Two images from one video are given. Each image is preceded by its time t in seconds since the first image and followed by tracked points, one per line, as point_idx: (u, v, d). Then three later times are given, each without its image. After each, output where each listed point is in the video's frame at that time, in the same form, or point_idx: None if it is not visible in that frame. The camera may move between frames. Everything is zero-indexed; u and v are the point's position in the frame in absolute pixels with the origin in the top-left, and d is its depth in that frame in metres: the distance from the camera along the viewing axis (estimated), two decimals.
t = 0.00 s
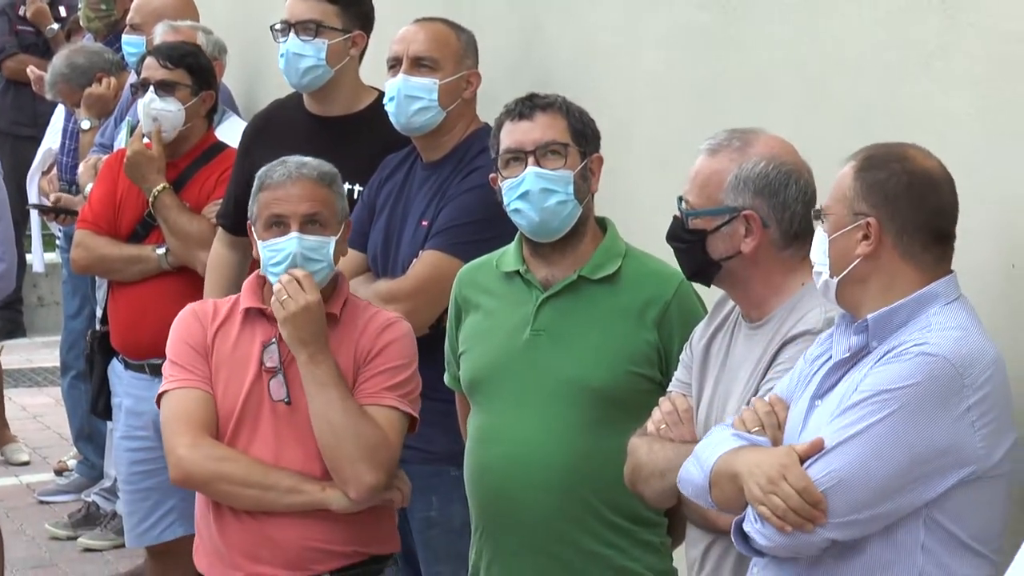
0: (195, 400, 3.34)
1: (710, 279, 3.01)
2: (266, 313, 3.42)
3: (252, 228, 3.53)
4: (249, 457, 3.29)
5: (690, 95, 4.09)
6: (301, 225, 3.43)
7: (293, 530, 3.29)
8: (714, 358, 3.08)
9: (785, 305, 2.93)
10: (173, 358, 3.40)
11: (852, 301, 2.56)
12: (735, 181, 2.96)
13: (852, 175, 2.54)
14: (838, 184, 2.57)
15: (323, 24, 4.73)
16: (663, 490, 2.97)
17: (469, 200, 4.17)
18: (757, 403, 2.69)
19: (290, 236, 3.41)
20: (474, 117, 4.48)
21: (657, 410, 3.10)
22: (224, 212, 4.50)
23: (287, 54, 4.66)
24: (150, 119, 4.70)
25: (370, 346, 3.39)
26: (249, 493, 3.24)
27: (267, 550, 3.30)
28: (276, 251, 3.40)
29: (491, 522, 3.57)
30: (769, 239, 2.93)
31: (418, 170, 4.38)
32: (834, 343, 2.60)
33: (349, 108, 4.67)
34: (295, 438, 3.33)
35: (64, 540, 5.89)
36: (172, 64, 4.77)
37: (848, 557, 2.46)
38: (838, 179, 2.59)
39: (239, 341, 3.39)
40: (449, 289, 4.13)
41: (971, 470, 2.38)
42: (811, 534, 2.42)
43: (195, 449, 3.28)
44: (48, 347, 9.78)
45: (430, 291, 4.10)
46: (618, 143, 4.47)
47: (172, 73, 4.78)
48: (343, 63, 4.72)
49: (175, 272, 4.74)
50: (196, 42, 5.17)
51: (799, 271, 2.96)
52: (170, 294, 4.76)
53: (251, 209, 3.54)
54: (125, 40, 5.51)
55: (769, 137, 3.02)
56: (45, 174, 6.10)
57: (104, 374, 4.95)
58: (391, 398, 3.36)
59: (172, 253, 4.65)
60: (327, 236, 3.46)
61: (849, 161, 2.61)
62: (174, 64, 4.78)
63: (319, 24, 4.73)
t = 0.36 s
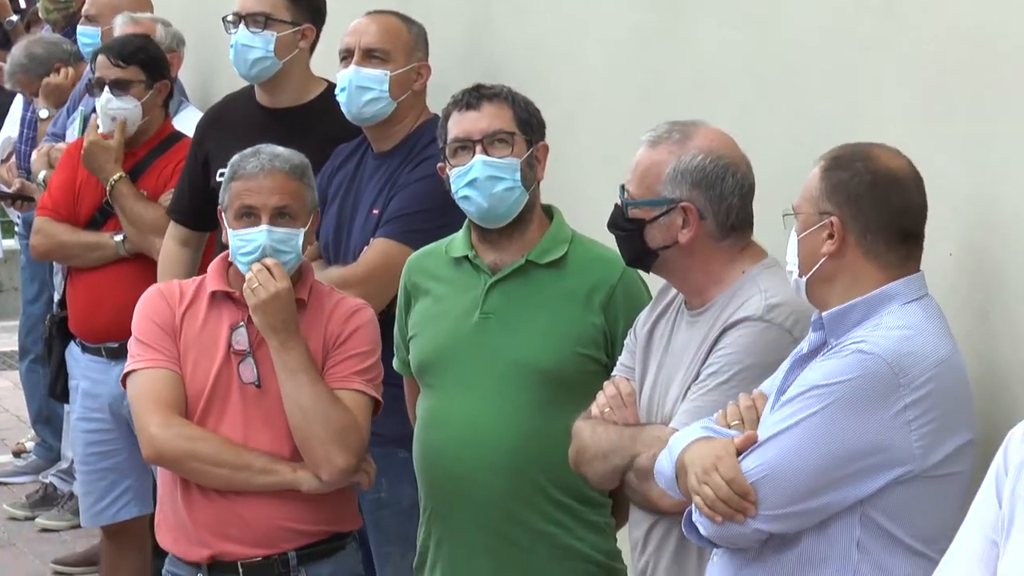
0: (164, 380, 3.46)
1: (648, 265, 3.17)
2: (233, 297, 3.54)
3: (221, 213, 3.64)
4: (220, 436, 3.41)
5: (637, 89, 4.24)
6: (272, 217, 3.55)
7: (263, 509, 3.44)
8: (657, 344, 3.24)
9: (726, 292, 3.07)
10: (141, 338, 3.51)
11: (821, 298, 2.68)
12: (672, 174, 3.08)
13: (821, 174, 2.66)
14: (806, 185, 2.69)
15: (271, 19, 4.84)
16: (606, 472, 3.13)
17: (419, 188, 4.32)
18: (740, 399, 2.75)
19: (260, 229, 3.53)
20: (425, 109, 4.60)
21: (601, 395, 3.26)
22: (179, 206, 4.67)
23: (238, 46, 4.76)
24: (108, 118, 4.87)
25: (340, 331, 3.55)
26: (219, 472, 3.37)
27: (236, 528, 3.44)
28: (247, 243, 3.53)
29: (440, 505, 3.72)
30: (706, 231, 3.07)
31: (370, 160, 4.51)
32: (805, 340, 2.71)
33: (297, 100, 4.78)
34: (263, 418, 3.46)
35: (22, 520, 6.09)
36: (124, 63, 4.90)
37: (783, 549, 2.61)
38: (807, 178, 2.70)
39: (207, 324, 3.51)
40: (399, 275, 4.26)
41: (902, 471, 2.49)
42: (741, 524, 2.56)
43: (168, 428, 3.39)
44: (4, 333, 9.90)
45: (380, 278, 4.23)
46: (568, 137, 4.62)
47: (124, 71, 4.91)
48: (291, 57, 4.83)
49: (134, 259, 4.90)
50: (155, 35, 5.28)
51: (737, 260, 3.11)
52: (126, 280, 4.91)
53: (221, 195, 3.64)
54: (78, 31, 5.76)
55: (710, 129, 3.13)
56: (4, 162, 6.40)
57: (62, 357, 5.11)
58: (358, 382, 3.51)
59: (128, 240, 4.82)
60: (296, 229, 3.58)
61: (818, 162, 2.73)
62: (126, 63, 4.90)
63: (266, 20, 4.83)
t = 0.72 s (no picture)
0: (166, 332, 3.56)
1: (635, 222, 3.27)
2: (232, 253, 3.64)
3: (220, 169, 3.73)
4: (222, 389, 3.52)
5: (627, 54, 4.34)
6: (273, 173, 3.65)
7: (261, 461, 3.55)
8: (642, 298, 3.35)
9: (710, 249, 3.18)
10: (142, 291, 3.60)
11: (821, 271, 2.74)
12: (656, 134, 3.18)
13: (812, 151, 2.72)
14: (800, 162, 2.74)
15: None
16: (593, 425, 3.25)
17: (410, 148, 4.42)
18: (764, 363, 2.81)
19: (262, 185, 3.63)
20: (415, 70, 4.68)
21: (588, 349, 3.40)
22: (177, 169, 4.81)
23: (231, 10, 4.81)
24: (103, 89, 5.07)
25: (339, 290, 3.66)
26: (222, 423, 3.47)
27: (234, 480, 3.55)
28: (250, 198, 3.62)
29: (431, 461, 3.84)
30: (689, 190, 3.17)
31: (362, 121, 4.61)
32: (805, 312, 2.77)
33: (289, 63, 4.85)
34: (263, 371, 3.57)
35: (23, 472, 6.41)
36: (112, 40, 5.05)
37: (761, 512, 2.71)
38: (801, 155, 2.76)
39: (208, 278, 3.61)
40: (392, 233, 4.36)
41: (874, 441, 2.56)
42: (715, 485, 2.68)
43: (171, 379, 3.49)
44: (6, 292, 10.08)
45: (373, 236, 4.33)
46: (558, 100, 4.71)
47: (114, 46, 5.07)
48: (281, 20, 4.85)
49: (133, 217, 5.06)
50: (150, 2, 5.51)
51: (721, 219, 3.22)
52: (125, 237, 5.07)
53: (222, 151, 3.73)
54: None
55: (693, 90, 3.23)
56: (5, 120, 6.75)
57: (62, 313, 5.29)
58: (357, 340, 3.63)
59: (128, 198, 4.97)
60: (297, 184, 3.69)
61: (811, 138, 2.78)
62: (114, 39, 5.05)
63: None
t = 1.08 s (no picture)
0: (123, 338, 3.67)
1: (596, 234, 3.40)
2: (193, 264, 3.76)
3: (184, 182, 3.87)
4: (174, 395, 3.63)
5: (584, 73, 4.48)
6: (227, 184, 3.78)
7: (209, 469, 3.66)
8: (599, 309, 3.49)
9: (666, 259, 3.32)
10: (103, 298, 3.72)
11: (776, 279, 2.89)
12: (615, 145, 3.33)
13: (770, 160, 2.87)
14: (757, 171, 2.89)
15: None
16: (553, 431, 3.38)
17: (373, 160, 4.55)
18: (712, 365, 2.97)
19: (214, 197, 3.76)
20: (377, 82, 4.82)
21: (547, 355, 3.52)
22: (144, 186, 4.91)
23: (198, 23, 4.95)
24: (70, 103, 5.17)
25: (294, 303, 3.77)
26: (171, 429, 3.58)
27: (182, 486, 3.65)
28: (203, 210, 3.76)
29: (395, 468, 3.97)
30: (648, 199, 3.32)
31: (324, 134, 4.73)
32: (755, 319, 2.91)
33: (255, 76, 4.97)
34: (216, 380, 3.68)
35: None
36: (81, 53, 5.17)
37: (711, 517, 2.84)
38: (759, 164, 2.91)
39: (167, 287, 3.73)
40: (354, 244, 4.48)
41: (821, 449, 2.70)
42: (669, 493, 2.80)
43: (123, 383, 3.61)
44: None
45: (334, 247, 4.45)
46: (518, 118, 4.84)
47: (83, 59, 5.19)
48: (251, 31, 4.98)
49: (102, 230, 5.18)
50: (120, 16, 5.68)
51: (677, 228, 3.36)
52: (92, 249, 5.19)
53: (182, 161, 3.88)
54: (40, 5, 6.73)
55: (651, 101, 3.38)
56: None
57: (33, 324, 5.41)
58: (309, 352, 3.73)
59: (97, 213, 5.10)
60: (250, 196, 3.80)
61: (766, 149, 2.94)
62: (82, 52, 5.17)
63: None
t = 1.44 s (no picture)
0: (89, 316, 3.80)
1: (557, 214, 3.54)
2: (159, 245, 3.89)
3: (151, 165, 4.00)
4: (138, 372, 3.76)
5: (544, 60, 4.62)
6: (184, 165, 3.89)
7: (172, 446, 3.79)
8: (559, 289, 3.64)
9: (624, 239, 3.47)
10: (71, 277, 3.85)
11: (720, 250, 3.03)
12: (575, 125, 3.47)
13: (712, 136, 3.01)
14: (699, 144, 3.03)
15: None
16: (514, 407, 3.53)
17: (336, 144, 4.67)
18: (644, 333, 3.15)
19: (170, 178, 3.86)
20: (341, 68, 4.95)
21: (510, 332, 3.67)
22: (105, 169, 5.02)
23: (163, 11, 5.07)
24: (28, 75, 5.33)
25: (257, 284, 3.90)
26: (134, 405, 3.72)
27: (145, 462, 3.79)
28: (161, 189, 3.87)
29: (367, 443, 4.10)
30: (608, 177, 3.46)
31: (289, 119, 4.86)
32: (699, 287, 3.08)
33: (219, 62, 5.10)
34: (180, 357, 3.81)
35: None
36: (48, 28, 5.38)
37: (672, 486, 2.96)
38: (701, 138, 3.04)
39: (134, 267, 3.85)
40: (319, 227, 4.60)
41: (784, 415, 2.86)
42: (635, 464, 2.91)
43: (88, 360, 3.73)
44: None
45: (298, 229, 4.57)
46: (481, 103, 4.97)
47: (49, 35, 5.39)
48: (212, 18, 5.11)
49: (71, 214, 5.30)
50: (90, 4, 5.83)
51: (636, 208, 3.50)
52: (60, 232, 5.30)
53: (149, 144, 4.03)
54: None
55: (610, 84, 3.53)
56: None
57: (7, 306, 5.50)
58: (270, 332, 3.87)
59: (66, 198, 5.21)
60: (207, 176, 3.90)
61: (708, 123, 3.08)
62: (49, 27, 5.38)
63: None
